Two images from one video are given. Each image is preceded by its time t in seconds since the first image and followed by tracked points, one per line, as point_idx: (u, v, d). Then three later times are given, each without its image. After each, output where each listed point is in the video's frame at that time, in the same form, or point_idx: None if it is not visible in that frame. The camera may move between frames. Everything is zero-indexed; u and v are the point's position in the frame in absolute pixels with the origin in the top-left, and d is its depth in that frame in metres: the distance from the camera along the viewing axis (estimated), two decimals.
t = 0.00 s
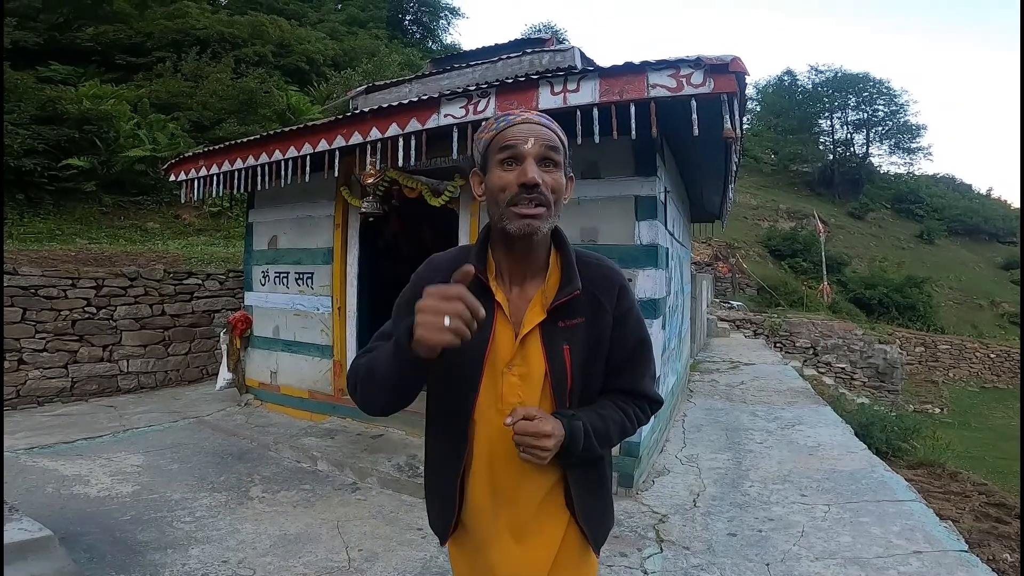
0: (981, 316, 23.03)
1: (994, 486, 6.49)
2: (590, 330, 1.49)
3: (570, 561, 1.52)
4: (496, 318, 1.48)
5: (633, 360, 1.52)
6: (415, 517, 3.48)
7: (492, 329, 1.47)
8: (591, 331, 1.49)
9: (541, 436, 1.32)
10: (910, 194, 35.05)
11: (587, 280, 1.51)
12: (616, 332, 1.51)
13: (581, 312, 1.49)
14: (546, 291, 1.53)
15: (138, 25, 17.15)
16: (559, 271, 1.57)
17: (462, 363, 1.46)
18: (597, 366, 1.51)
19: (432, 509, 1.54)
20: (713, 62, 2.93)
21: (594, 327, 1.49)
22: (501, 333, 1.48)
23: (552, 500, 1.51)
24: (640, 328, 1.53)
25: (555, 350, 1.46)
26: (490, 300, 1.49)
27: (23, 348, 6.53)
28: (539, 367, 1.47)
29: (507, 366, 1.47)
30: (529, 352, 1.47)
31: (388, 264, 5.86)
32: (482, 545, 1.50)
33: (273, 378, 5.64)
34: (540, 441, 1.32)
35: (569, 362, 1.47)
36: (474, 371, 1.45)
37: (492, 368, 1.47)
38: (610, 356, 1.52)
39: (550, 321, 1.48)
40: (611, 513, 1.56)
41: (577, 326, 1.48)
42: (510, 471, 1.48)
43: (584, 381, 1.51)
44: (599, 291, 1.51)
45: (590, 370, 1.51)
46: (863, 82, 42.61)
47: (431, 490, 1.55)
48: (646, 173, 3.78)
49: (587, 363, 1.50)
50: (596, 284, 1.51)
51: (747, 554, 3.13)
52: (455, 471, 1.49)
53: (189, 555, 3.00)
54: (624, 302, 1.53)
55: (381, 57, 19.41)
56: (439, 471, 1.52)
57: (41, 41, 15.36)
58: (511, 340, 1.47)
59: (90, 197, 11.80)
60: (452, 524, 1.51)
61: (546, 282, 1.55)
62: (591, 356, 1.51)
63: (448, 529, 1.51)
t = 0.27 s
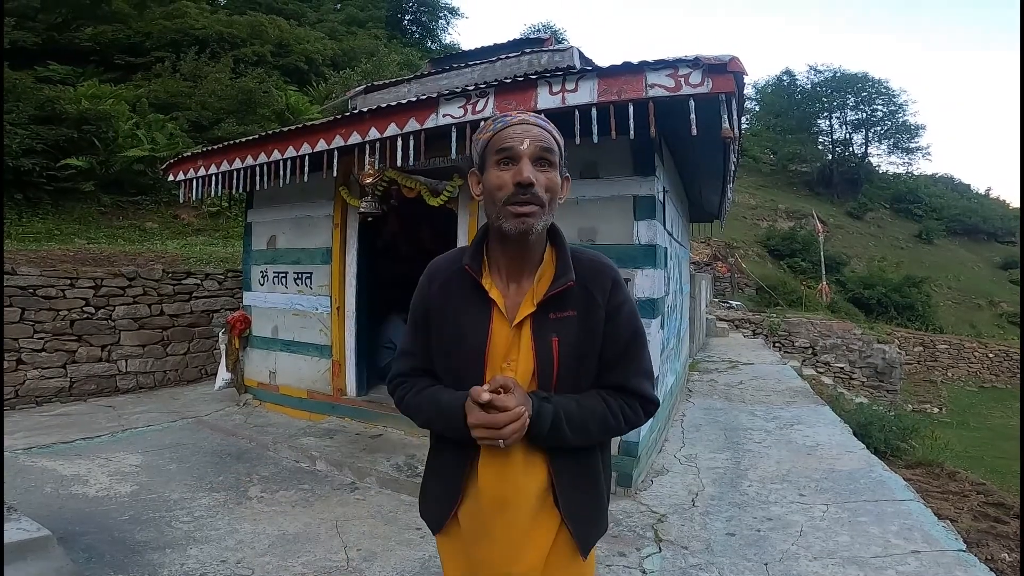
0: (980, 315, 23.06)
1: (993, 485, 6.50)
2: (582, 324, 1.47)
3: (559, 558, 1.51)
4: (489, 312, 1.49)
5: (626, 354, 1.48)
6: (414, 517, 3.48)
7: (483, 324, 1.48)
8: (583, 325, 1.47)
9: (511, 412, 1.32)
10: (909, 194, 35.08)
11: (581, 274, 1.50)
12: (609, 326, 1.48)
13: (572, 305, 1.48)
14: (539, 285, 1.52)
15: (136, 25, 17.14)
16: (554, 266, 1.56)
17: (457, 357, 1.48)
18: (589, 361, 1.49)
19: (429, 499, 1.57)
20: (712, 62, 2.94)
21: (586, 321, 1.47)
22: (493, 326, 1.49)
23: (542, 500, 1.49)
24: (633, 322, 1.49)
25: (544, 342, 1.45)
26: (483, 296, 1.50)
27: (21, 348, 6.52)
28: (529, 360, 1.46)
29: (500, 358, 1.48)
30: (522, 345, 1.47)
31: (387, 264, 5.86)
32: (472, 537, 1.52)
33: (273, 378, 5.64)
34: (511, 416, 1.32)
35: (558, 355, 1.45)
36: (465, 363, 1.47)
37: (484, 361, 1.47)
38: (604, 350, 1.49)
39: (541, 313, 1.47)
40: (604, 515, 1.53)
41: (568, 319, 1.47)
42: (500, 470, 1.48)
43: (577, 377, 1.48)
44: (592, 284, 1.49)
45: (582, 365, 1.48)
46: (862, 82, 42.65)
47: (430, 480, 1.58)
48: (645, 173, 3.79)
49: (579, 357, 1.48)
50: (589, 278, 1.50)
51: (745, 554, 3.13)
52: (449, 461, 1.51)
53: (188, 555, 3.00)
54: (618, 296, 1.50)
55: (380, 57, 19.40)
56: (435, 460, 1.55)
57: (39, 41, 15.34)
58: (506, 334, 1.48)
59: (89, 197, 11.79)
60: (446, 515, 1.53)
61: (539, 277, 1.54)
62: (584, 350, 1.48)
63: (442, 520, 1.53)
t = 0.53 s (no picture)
0: (979, 314, 23.07)
1: (992, 483, 6.51)
2: (577, 322, 1.47)
3: (556, 557, 1.51)
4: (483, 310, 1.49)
5: (622, 351, 1.47)
6: (413, 516, 3.48)
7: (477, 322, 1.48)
8: (578, 323, 1.46)
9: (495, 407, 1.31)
10: (908, 192, 35.09)
11: (576, 272, 1.50)
12: (604, 324, 1.48)
13: (568, 303, 1.47)
14: (534, 283, 1.51)
15: (134, 23, 17.11)
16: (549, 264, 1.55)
17: (452, 354, 1.49)
18: (584, 360, 1.48)
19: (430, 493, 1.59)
20: (710, 60, 2.93)
21: (581, 319, 1.47)
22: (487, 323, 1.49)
23: (537, 499, 1.49)
24: (627, 319, 1.48)
25: (538, 339, 1.45)
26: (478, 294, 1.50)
27: (19, 348, 6.51)
28: (524, 357, 1.46)
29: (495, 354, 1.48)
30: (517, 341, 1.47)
31: (385, 264, 5.85)
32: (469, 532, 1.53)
33: (272, 377, 5.63)
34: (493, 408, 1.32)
35: (552, 352, 1.45)
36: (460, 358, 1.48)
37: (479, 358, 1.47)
38: (599, 348, 1.48)
39: (535, 310, 1.47)
40: (600, 516, 1.51)
41: (563, 317, 1.46)
42: (496, 468, 1.49)
43: (572, 375, 1.48)
44: (586, 283, 1.49)
45: (577, 363, 1.47)
46: (861, 80, 42.64)
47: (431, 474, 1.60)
48: (643, 172, 3.78)
49: (574, 355, 1.47)
50: (584, 277, 1.49)
51: (744, 553, 3.13)
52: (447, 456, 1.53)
53: (186, 555, 2.99)
54: (613, 294, 1.50)
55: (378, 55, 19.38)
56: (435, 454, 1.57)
57: (37, 40, 15.30)
58: (502, 332, 1.49)
59: (87, 197, 11.78)
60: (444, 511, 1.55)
61: (535, 275, 1.53)
62: (579, 348, 1.47)
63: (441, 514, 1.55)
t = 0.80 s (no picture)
0: (987, 322, 22.89)
1: (993, 491, 6.47)
2: (549, 319, 1.51)
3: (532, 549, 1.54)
4: (457, 308, 1.55)
5: (593, 347, 1.51)
6: (405, 516, 3.52)
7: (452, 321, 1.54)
8: (549, 320, 1.51)
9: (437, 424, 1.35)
10: (915, 200, 34.92)
11: (549, 271, 1.54)
12: (575, 321, 1.52)
13: (540, 300, 1.52)
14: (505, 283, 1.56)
15: (145, 29, 17.35)
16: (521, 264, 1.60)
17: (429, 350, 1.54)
18: (557, 356, 1.52)
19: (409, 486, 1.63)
20: (699, 66, 2.98)
21: (552, 316, 1.51)
22: (461, 320, 1.54)
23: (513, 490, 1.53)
24: (595, 316, 1.52)
25: (513, 335, 1.50)
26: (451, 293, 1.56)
27: (26, 348, 6.62)
28: (497, 354, 1.51)
29: (470, 349, 1.52)
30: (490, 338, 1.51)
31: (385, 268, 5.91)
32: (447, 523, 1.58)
33: (272, 379, 5.69)
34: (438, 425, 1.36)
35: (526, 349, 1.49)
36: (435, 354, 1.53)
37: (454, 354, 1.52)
38: (570, 345, 1.53)
39: (509, 307, 1.51)
40: (575, 509, 1.55)
41: (536, 315, 1.51)
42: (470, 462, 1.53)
43: (545, 371, 1.52)
44: (558, 282, 1.53)
45: (550, 360, 1.52)
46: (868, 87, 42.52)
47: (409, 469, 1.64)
48: (637, 178, 3.82)
49: (547, 352, 1.51)
50: (554, 276, 1.54)
51: (733, 556, 3.15)
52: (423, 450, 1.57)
53: (180, 551, 3.04)
54: (584, 292, 1.54)
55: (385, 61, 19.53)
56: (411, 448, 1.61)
57: (49, 45, 15.54)
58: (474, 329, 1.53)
59: (96, 200, 11.94)
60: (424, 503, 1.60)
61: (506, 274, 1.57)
62: (551, 344, 1.51)
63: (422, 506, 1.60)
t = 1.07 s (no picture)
0: (993, 320, 22.78)
1: (999, 490, 6.44)
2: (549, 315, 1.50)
3: (535, 550, 1.53)
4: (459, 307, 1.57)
5: (594, 343, 1.48)
6: (410, 516, 3.52)
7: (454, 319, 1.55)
8: (549, 315, 1.50)
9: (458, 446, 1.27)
10: (920, 197, 34.77)
11: (548, 267, 1.54)
12: (575, 315, 1.50)
13: (540, 296, 1.52)
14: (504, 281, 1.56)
15: (148, 31, 17.42)
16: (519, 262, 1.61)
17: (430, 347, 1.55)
18: (557, 353, 1.50)
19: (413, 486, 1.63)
20: (702, 65, 2.97)
21: (552, 311, 1.50)
22: (462, 319, 1.56)
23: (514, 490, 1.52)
24: (595, 311, 1.49)
25: (513, 331, 1.50)
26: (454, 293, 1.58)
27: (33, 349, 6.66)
28: (499, 351, 1.51)
29: (471, 346, 1.53)
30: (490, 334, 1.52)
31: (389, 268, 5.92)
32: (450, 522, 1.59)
33: (277, 379, 5.70)
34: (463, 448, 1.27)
35: (526, 344, 1.49)
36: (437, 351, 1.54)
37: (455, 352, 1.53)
38: (571, 343, 1.50)
39: (509, 303, 1.52)
40: (579, 510, 1.52)
41: (535, 310, 1.51)
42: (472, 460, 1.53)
43: (546, 369, 1.50)
44: (558, 277, 1.53)
45: (550, 357, 1.50)
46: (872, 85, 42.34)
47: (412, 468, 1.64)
48: (641, 177, 3.81)
49: (547, 348, 1.50)
50: (554, 272, 1.54)
51: (738, 556, 3.14)
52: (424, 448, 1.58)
53: (186, 551, 3.06)
54: (586, 287, 1.52)
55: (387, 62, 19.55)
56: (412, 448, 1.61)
57: (53, 47, 15.61)
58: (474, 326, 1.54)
59: (101, 202, 11.99)
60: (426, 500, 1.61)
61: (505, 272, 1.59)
62: (551, 341, 1.50)
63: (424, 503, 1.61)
